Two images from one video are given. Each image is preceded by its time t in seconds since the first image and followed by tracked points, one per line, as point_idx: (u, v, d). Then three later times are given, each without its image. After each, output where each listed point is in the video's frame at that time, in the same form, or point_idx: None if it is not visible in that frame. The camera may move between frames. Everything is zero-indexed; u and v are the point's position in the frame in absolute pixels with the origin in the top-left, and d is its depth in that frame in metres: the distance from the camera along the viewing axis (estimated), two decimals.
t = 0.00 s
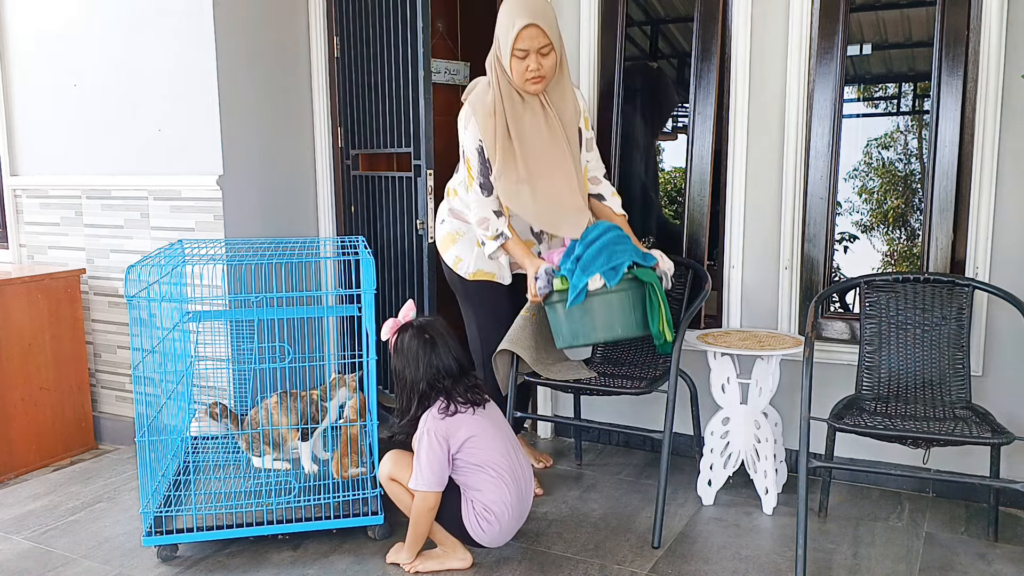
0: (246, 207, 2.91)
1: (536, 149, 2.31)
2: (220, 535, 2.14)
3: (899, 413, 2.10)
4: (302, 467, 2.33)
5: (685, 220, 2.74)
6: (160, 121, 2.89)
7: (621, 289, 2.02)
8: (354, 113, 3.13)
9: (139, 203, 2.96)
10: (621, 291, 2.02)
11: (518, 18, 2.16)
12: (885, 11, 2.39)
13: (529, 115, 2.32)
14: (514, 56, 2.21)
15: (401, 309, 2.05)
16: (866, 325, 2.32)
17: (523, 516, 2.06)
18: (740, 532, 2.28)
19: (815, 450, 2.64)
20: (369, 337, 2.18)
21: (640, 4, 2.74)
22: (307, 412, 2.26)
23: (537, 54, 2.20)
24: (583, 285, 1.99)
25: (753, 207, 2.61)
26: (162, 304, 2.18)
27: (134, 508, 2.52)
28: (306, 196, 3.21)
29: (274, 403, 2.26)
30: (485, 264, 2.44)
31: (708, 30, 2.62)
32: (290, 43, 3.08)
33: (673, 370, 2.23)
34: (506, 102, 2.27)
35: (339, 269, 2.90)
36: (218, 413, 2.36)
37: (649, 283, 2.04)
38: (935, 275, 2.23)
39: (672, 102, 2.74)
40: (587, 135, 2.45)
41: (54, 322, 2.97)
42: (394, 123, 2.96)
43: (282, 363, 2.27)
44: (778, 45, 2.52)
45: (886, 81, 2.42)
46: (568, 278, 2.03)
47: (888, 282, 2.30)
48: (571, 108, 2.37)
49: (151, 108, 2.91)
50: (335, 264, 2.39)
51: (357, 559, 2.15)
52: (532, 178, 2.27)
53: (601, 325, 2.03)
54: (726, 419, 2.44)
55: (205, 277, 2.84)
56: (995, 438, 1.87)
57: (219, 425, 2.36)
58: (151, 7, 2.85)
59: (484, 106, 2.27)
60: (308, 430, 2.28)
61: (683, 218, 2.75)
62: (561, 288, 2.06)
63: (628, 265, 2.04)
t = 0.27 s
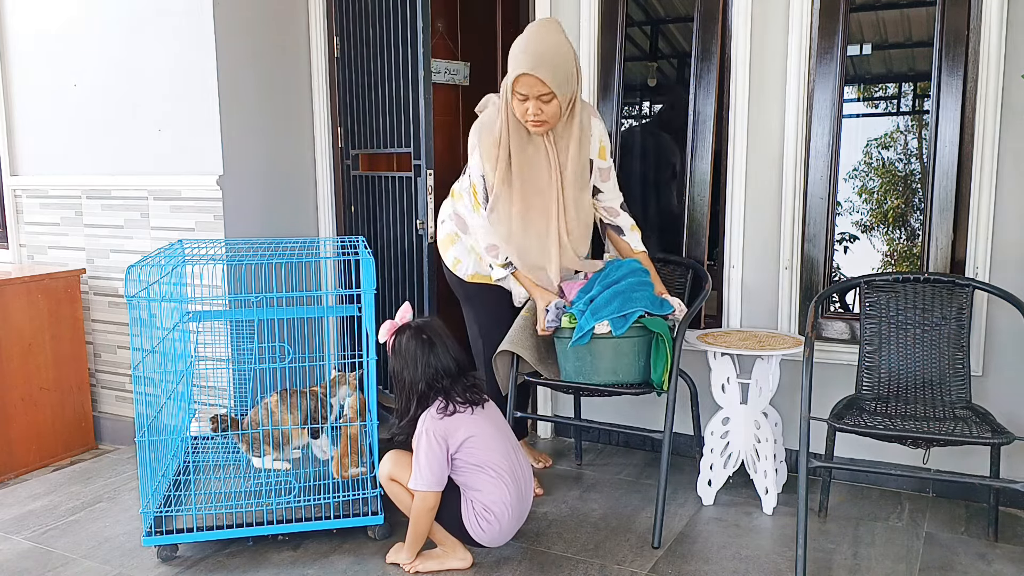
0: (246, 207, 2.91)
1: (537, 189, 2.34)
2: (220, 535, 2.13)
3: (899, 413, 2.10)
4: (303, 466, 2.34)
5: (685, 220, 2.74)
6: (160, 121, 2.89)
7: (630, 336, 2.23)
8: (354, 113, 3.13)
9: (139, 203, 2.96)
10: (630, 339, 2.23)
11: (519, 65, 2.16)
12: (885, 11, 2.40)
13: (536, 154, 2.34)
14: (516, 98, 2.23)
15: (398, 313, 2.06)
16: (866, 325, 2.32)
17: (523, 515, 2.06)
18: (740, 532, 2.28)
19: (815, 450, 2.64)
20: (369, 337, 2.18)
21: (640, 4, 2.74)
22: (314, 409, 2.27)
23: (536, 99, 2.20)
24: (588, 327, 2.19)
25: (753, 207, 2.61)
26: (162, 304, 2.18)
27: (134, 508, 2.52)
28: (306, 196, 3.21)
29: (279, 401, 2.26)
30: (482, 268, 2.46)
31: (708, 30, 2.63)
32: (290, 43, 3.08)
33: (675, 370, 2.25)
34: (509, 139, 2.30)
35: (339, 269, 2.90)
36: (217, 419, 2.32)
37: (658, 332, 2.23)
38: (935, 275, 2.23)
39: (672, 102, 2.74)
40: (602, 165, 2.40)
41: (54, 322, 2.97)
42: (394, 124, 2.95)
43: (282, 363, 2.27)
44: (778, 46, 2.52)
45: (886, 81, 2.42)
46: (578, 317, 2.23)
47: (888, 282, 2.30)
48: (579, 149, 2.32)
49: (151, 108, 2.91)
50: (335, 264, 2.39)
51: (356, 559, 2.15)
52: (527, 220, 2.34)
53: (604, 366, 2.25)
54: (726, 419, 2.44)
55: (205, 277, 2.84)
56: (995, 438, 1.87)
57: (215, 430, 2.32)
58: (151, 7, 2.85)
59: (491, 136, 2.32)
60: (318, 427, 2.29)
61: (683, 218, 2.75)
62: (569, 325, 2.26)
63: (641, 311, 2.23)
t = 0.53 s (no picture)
0: (246, 207, 2.91)
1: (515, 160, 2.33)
2: (220, 535, 2.13)
3: (899, 413, 2.10)
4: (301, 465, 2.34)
5: (685, 220, 2.74)
6: (160, 121, 2.89)
7: (629, 336, 2.24)
8: (354, 112, 3.13)
9: (139, 203, 2.96)
10: (629, 338, 2.24)
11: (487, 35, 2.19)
12: (885, 11, 2.40)
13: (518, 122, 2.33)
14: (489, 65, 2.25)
15: (400, 310, 2.04)
16: (866, 325, 2.32)
17: (522, 516, 2.06)
18: (740, 532, 2.28)
19: (815, 450, 2.64)
20: (369, 337, 2.19)
21: (640, 4, 2.74)
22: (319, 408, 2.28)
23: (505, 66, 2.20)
24: (588, 327, 2.20)
25: (753, 206, 2.61)
26: (162, 304, 2.18)
27: (134, 508, 2.52)
28: (306, 196, 3.21)
29: (288, 400, 2.26)
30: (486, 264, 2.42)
31: (707, 30, 2.63)
32: (290, 43, 3.08)
33: (674, 370, 2.23)
34: (490, 108, 2.31)
35: (339, 269, 2.90)
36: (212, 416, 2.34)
37: (657, 332, 2.24)
38: (935, 275, 2.23)
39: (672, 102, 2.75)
40: (594, 140, 2.41)
41: (54, 322, 2.97)
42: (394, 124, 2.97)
43: (283, 363, 2.27)
44: (778, 46, 2.52)
45: (886, 81, 2.42)
46: (577, 317, 2.26)
47: (888, 282, 2.30)
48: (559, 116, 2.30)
49: (151, 108, 2.91)
50: (335, 264, 2.39)
51: (356, 559, 2.15)
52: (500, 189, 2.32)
53: (604, 366, 2.26)
54: (726, 419, 2.44)
55: (205, 277, 2.85)
56: (995, 438, 1.87)
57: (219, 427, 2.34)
58: (151, 7, 2.85)
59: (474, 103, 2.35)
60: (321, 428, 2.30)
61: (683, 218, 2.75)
62: (569, 325, 2.30)
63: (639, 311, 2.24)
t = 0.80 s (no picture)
0: (246, 207, 2.91)
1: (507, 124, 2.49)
2: (220, 535, 2.14)
3: (899, 413, 2.10)
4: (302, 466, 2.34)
5: (685, 220, 2.74)
6: (160, 121, 2.89)
7: (629, 336, 2.24)
8: (354, 113, 3.13)
9: (139, 203, 2.96)
10: (629, 338, 2.24)
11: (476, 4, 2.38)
12: (885, 11, 2.40)
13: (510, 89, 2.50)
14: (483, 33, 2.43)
15: (402, 310, 2.04)
16: (866, 325, 2.32)
17: (522, 515, 2.06)
18: (740, 532, 2.28)
19: (815, 450, 2.64)
20: (369, 337, 2.18)
21: (640, 4, 2.74)
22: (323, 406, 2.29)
23: (496, 32, 2.38)
24: (588, 327, 2.21)
25: (752, 206, 2.61)
26: (162, 304, 2.18)
27: (134, 508, 2.52)
28: (306, 195, 3.21)
29: (292, 395, 2.26)
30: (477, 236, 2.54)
31: (707, 30, 2.63)
32: (290, 43, 3.08)
33: (675, 370, 2.24)
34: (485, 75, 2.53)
35: (340, 269, 2.90)
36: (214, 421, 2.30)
37: (657, 332, 2.24)
38: (935, 275, 2.23)
39: (672, 101, 2.75)
40: (590, 122, 2.53)
41: (54, 322, 2.97)
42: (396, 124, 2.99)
43: (283, 362, 2.27)
44: (778, 46, 2.52)
45: (886, 81, 2.43)
46: (577, 318, 2.27)
47: (887, 282, 2.30)
48: (547, 83, 2.46)
49: (151, 107, 2.91)
50: (335, 264, 2.39)
51: (357, 559, 2.15)
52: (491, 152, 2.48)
53: (604, 366, 2.26)
54: (727, 419, 2.44)
55: (205, 277, 2.85)
56: (995, 438, 1.87)
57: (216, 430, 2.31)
58: (151, 7, 2.85)
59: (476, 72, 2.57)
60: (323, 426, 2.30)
61: (683, 218, 2.75)
62: (569, 326, 2.30)
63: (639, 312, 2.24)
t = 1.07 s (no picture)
0: (246, 207, 2.91)
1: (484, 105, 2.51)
2: (220, 535, 2.14)
3: (899, 413, 2.10)
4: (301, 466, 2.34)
5: (685, 220, 2.74)
6: (160, 121, 2.89)
7: (629, 336, 2.24)
8: (354, 112, 3.13)
9: (139, 203, 2.96)
10: (629, 338, 2.24)
11: None
12: (885, 11, 2.40)
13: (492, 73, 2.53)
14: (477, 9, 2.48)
15: (405, 309, 2.04)
16: (865, 325, 2.32)
17: (522, 515, 2.06)
18: (740, 532, 2.28)
19: (815, 450, 2.64)
20: (369, 337, 2.18)
21: (640, 4, 2.74)
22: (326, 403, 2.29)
23: (492, 6, 2.44)
24: (588, 327, 2.21)
25: (752, 206, 2.61)
26: (162, 304, 2.18)
27: (134, 508, 2.52)
28: (306, 195, 3.21)
29: (297, 393, 2.26)
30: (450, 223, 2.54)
31: (708, 30, 2.63)
32: (290, 42, 3.08)
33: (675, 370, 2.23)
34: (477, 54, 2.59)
35: (339, 269, 2.90)
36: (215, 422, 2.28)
37: (657, 332, 2.24)
38: (935, 275, 2.23)
39: (672, 101, 2.75)
40: (567, 124, 2.49)
41: (54, 322, 2.97)
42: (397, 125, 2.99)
43: (284, 361, 2.27)
44: (777, 45, 2.52)
45: (886, 81, 2.43)
46: (577, 318, 2.27)
47: (887, 282, 2.30)
48: (527, 73, 2.48)
49: (151, 107, 2.91)
50: (335, 264, 2.39)
51: (356, 559, 2.15)
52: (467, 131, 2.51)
53: (604, 366, 2.26)
54: (726, 419, 2.44)
55: (205, 277, 2.84)
56: (995, 438, 1.87)
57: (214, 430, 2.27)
58: (151, 7, 2.85)
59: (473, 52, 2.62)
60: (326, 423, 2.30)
61: (683, 218, 2.76)
62: (569, 326, 2.30)
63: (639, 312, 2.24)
